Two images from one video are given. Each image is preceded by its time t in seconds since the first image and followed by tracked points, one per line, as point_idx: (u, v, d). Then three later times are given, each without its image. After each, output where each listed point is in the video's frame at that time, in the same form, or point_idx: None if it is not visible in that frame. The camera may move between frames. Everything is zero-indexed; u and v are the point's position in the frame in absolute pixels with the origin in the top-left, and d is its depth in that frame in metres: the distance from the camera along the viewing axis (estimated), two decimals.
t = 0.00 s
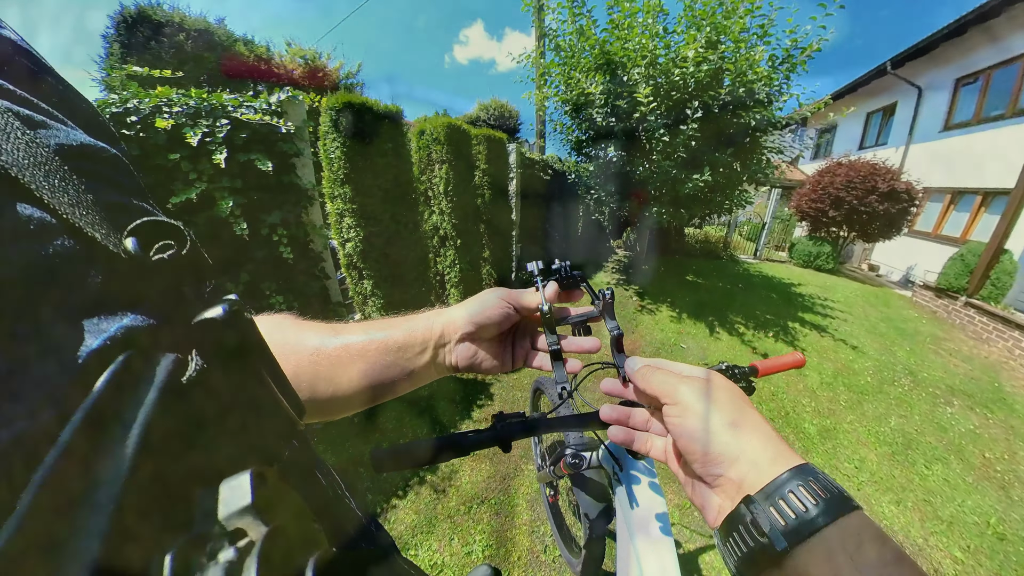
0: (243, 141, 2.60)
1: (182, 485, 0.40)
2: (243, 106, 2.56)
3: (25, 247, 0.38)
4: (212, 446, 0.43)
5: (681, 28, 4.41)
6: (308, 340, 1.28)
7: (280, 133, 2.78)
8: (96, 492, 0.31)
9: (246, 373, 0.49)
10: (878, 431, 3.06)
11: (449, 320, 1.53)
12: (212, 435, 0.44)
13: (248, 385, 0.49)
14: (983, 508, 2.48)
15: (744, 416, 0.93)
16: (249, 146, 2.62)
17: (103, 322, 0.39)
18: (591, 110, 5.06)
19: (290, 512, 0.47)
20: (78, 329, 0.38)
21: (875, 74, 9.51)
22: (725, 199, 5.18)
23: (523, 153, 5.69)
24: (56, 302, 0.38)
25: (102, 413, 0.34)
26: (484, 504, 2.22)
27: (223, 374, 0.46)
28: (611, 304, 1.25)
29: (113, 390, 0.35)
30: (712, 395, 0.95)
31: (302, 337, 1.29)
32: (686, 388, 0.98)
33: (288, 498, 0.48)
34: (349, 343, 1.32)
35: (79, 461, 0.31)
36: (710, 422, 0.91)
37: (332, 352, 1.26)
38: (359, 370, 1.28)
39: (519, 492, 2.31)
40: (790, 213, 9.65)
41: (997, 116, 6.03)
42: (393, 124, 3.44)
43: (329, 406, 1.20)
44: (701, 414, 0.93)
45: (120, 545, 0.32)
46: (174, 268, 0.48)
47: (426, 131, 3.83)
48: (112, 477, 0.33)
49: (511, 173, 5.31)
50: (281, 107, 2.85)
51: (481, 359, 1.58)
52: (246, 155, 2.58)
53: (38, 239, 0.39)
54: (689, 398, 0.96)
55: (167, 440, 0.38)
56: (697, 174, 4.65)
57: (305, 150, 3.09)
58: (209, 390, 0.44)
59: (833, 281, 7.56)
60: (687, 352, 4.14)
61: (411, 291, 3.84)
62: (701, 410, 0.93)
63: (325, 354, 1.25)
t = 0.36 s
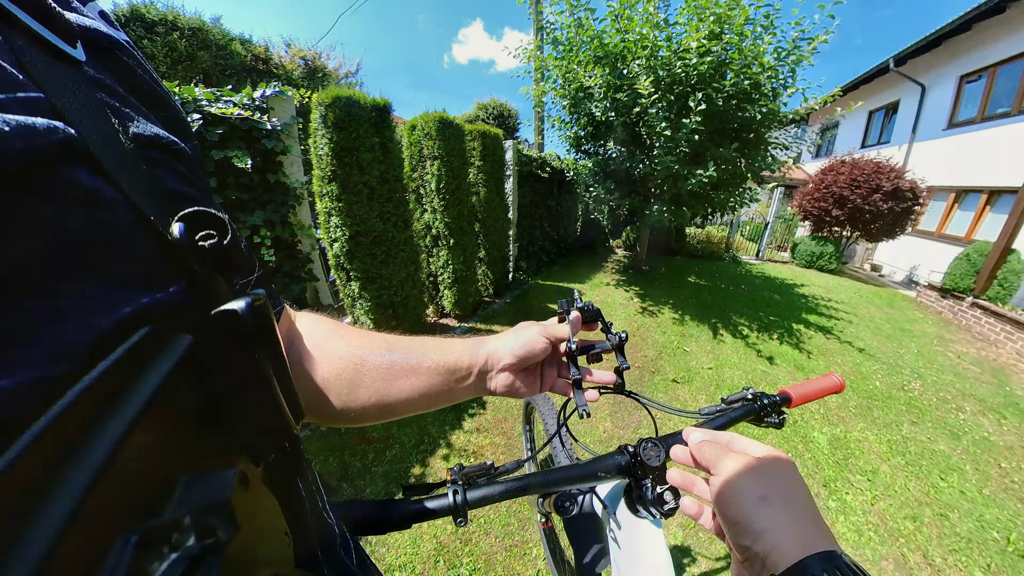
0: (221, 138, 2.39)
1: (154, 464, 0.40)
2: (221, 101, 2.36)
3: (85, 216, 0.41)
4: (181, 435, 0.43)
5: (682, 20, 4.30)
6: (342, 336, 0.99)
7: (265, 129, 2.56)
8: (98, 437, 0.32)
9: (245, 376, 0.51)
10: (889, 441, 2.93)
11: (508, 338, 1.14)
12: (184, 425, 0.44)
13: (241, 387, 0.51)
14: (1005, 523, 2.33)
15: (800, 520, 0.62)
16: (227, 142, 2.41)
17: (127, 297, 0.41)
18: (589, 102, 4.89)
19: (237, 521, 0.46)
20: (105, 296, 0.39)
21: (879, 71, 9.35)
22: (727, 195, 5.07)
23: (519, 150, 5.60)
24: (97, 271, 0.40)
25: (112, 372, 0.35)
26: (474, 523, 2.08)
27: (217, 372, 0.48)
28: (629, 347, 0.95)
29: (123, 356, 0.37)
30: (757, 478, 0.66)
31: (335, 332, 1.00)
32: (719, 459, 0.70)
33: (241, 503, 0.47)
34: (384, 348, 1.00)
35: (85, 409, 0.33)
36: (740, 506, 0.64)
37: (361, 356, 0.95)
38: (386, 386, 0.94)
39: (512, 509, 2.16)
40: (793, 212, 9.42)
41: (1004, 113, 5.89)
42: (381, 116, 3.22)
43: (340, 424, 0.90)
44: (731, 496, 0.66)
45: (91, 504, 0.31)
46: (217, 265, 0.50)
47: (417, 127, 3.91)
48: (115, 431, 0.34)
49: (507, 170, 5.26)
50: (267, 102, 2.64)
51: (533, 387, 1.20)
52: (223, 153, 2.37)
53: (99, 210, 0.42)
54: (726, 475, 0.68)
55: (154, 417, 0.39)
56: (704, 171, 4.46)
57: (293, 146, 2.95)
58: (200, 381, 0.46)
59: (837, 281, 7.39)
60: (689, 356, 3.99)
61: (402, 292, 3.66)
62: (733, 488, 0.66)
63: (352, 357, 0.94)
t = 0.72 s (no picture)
0: (208, 138, 2.33)
1: (53, 465, 0.27)
2: (208, 100, 2.33)
3: None
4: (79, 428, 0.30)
5: (676, 16, 4.26)
6: (285, 348, 0.88)
7: (248, 127, 2.50)
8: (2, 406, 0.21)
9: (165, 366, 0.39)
10: (883, 442, 2.88)
11: (475, 368, 1.05)
12: (86, 417, 0.31)
13: (155, 380, 0.39)
14: (1006, 527, 2.27)
15: (723, 520, 0.73)
16: (213, 142, 2.34)
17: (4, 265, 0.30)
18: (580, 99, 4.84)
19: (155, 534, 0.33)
20: None
21: (877, 70, 9.31)
22: (725, 193, 5.02)
23: (513, 149, 5.57)
24: None
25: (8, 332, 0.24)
26: (456, 523, 2.02)
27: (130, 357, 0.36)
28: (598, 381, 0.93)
29: (20, 318, 0.26)
30: (688, 493, 0.77)
31: (277, 342, 0.89)
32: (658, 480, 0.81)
33: (163, 508, 0.35)
34: (334, 369, 0.90)
35: None
36: (678, 519, 0.74)
37: (302, 379, 0.85)
38: (327, 416, 0.86)
39: (497, 510, 2.10)
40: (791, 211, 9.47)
41: (1001, 112, 5.86)
42: (370, 114, 3.20)
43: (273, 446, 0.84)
44: (672, 512, 0.75)
45: None
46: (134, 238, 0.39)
47: (409, 125, 3.84)
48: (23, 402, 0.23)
49: (501, 169, 5.24)
50: (250, 100, 2.59)
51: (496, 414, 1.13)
52: (210, 153, 2.31)
53: None
54: (669, 495, 0.78)
55: (53, 399, 0.27)
56: (698, 167, 4.41)
57: (277, 144, 2.90)
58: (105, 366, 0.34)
59: (836, 281, 7.34)
60: (683, 356, 3.92)
61: (392, 290, 3.60)
62: (672, 505, 0.76)
63: (293, 378, 0.84)
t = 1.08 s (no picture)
0: (199, 136, 2.32)
1: None
2: (200, 100, 2.34)
3: None
4: None
5: (671, 16, 4.26)
6: (240, 351, 0.84)
7: (239, 124, 2.49)
8: None
9: (71, 341, 0.32)
10: (876, 441, 2.89)
11: (439, 378, 1.11)
12: None
13: (57, 359, 0.32)
14: (1000, 527, 2.26)
15: (645, 496, 0.82)
16: (204, 140, 2.33)
17: None
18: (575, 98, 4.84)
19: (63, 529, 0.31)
20: None
21: (876, 70, 9.31)
22: (722, 192, 5.03)
23: (510, 148, 5.57)
24: None
25: None
26: (447, 519, 2.02)
27: (17, 331, 0.28)
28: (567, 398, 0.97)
29: None
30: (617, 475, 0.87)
31: (232, 343, 0.84)
32: (593, 465, 0.90)
33: (73, 503, 0.32)
34: (296, 375, 0.88)
35: None
36: (607, 500, 0.83)
37: (261, 387, 0.83)
38: (286, 425, 0.85)
39: (488, 507, 2.10)
40: (790, 210, 9.47)
41: (998, 112, 5.87)
42: (365, 114, 3.19)
43: (217, 455, 0.80)
44: (604, 492, 0.84)
45: None
46: (15, 190, 0.29)
47: (405, 125, 3.84)
48: None
49: (498, 168, 5.23)
50: (240, 98, 2.56)
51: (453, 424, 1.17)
52: (201, 151, 2.30)
53: None
54: (603, 479, 0.86)
55: None
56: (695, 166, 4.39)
57: (270, 142, 2.89)
58: None
59: (833, 280, 7.34)
60: (679, 355, 3.92)
61: (387, 289, 3.59)
62: (603, 487, 0.85)
63: (252, 384, 0.82)
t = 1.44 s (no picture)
0: (198, 137, 2.32)
1: None
2: (199, 101, 2.34)
3: None
4: None
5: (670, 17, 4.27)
6: (242, 368, 0.82)
7: (238, 126, 2.49)
8: None
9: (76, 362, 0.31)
10: (875, 442, 2.89)
11: (447, 394, 1.10)
12: None
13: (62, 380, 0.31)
14: (998, 528, 2.27)
15: (639, 500, 0.83)
16: (203, 141, 2.33)
17: None
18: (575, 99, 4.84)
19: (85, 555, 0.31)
20: None
21: (876, 70, 9.31)
22: (721, 193, 5.03)
23: (510, 149, 5.58)
24: None
25: None
26: (446, 519, 2.02)
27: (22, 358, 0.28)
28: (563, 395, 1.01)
29: None
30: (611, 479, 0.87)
31: (233, 360, 0.81)
32: (587, 469, 0.90)
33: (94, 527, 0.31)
34: (299, 392, 0.85)
35: None
36: (603, 503, 0.83)
37: (265, 404, 0.80)
38: (291, 441, 0.83)
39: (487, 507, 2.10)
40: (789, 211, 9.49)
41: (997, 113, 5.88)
42: (365, 115, 3.20)
43: (228, 468, 0.79)
44: (600, 496, 0.85)
45: None
46: (11, 214, 0.31)
47: (405, 126, 3.85)
48: None
49: (498, 169, 5.23)
50: (239, 99, 2.57)
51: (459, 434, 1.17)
52: (200, 152, 2.31)
53: None
54: (598, 483, 0.87)
55: None
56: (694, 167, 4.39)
57: (270, 143, 2.90)
58: None
59: (832, 280, 7.35)
60: (679, 356, 3.93)
61: (387, 289, 3.60)
62: (598, 492, 0.86)
63: (255, 403, 0.79)
